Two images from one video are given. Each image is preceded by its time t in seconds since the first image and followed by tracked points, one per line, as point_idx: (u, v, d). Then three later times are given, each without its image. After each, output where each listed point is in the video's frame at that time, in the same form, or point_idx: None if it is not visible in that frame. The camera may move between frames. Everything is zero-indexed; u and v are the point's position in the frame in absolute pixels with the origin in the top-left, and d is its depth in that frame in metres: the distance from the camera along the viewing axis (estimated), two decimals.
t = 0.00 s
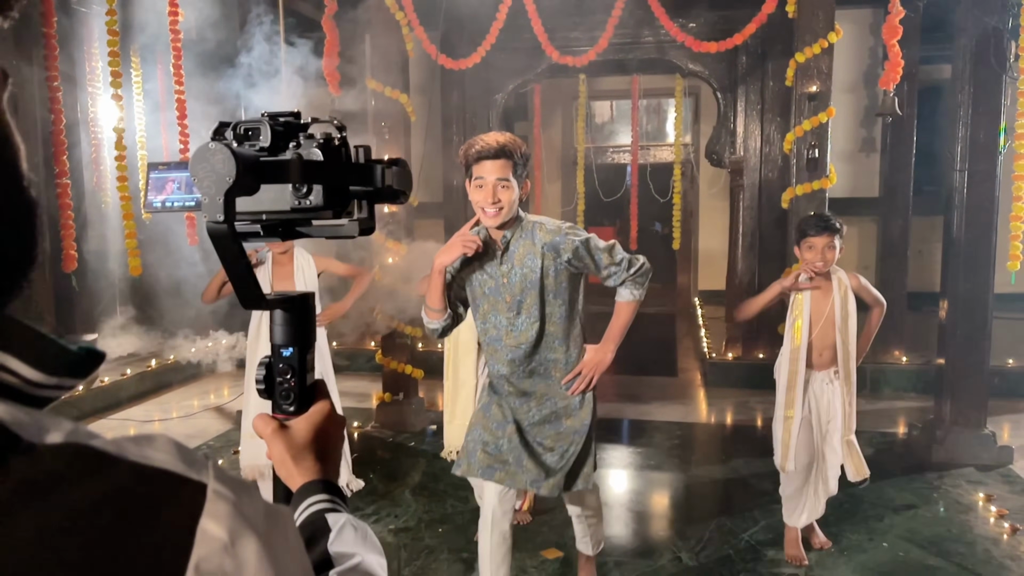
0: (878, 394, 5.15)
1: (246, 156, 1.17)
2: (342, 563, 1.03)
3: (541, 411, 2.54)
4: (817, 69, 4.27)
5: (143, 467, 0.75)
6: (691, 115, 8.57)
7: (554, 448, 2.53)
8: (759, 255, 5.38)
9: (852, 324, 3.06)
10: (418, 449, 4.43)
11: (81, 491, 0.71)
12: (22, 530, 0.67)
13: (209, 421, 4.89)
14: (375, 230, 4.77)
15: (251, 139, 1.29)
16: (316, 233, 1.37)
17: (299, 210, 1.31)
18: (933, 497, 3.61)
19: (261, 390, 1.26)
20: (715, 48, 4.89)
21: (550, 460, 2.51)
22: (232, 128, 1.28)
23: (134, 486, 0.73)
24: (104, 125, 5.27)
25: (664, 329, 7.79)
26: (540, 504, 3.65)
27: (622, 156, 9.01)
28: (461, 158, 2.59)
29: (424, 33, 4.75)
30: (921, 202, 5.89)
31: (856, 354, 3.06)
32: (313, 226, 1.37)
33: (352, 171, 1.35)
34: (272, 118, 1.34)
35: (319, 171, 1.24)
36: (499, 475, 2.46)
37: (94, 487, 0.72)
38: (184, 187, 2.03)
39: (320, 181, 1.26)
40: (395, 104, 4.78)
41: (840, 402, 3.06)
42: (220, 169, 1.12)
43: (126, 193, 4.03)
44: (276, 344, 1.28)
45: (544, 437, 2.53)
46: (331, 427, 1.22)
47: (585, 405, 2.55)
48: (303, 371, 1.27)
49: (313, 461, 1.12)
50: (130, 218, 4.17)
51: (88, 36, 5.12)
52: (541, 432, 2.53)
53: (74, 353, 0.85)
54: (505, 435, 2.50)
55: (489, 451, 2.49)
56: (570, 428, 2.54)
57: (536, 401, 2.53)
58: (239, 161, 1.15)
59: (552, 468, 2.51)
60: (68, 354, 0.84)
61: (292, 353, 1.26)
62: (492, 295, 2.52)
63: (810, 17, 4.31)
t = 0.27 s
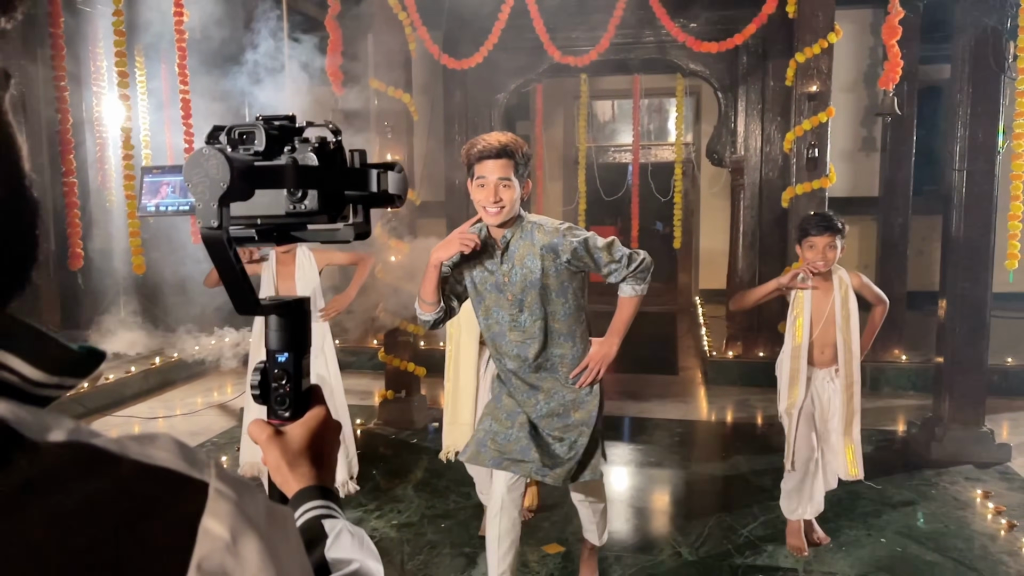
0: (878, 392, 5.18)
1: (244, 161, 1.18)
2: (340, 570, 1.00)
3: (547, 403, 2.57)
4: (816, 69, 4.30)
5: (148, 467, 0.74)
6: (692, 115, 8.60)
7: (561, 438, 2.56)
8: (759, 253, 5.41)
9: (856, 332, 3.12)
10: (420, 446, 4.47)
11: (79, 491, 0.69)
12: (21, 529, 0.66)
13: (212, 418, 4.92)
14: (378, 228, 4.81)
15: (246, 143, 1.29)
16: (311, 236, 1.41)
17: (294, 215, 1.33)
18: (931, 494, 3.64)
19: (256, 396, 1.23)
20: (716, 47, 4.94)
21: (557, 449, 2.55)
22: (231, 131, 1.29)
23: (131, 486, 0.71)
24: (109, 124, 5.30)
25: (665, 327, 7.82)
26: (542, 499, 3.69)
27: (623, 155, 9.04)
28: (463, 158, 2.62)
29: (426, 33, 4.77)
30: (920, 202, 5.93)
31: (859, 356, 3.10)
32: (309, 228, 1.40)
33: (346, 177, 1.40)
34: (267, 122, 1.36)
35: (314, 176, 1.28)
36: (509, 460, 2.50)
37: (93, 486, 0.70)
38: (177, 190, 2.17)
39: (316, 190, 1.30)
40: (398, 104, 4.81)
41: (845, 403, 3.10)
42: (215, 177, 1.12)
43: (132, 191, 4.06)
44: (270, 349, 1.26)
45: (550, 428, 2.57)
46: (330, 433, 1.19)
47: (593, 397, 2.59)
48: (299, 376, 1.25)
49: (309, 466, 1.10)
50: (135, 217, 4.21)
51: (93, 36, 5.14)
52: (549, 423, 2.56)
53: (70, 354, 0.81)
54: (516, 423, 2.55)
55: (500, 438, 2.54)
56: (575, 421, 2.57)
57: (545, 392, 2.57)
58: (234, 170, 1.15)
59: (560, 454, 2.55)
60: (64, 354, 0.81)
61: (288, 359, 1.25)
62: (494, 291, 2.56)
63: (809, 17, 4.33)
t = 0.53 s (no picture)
0: (875, 389, 5.30)
1: (218, 182, 1.12)
2: None
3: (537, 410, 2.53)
4: (814, 72, 4.41)
5: (99, 467, 0.67)
6: (695, 116, 8.73)
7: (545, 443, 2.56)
8: (760, 252, 5.53)
9: (849, 340, 3.08)
10: (428, 437, 4.61)
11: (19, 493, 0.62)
12: None
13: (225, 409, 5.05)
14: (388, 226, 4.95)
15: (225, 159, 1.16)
16: (290, 258, 1.21)
17: (274, 235, 1.17)
18: (923, 485, 3.76)
19: (231, 420, 1.08)
20: (717, 52, 5.04)
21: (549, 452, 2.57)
22: (214, 149, 1.16)
23: (80, 489, 0.64)
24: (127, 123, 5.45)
25: (667, 325, 7.95)
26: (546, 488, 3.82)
27: (627, 155, 9.17)
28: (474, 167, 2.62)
29: (436, 36, 4.90)
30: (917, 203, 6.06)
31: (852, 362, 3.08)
32: (290, 249, 1.21)
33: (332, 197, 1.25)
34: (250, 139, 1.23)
35: (297, 194, 1.12)
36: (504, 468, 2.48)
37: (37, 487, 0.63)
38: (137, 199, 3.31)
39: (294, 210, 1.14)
40: (408, 105, 4.93)
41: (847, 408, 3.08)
42: (189, 199, 1.07)
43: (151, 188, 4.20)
44: (246, 372, 1.12)
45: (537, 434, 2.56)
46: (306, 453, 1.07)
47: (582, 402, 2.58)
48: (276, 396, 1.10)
49: (283, 493, 0.98)
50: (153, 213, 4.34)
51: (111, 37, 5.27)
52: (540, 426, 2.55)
53: (29, 356, 0.83)
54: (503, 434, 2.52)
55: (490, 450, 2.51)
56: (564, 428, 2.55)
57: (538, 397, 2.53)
58: (211, 190, 1.09)
59: (542, 466, 2.56)
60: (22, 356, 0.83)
61: (263, 383, 1.11)
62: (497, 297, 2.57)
63: (808, 22, 4.45)
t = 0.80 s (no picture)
0: (869, 386, 5.48)
1: (172, 198, 1.06)
2: None
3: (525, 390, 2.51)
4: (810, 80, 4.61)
5: None
6: (699, 120, 8.91)
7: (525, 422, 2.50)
8: (759, 253, 5.72)
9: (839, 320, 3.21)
10: (438, 425, 4.82)
11: None
12: None
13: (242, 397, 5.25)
14: (402, 224, 5.15)
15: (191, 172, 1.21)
16: (255, 275, 1.19)
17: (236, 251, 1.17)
18: (909, 474, 3.96)
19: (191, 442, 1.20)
20: (719, 58, 5.21)
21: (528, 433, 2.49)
22: (164, 161, 1.20)
23: None
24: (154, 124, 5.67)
25: (670, 324, 8.14)
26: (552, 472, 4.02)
27: (632, 158, 9.36)
28: (477, 146, 2.55)
29: (449, 42, 5.11)
30: (913, 206, 6.24)
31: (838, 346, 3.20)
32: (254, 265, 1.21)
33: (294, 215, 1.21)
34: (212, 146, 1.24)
35: (254, 211, 1.13)
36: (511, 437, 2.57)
37: None
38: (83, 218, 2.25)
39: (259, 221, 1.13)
40: (421, 108, 5.15)
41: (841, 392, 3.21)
42: (141, 215, 1.01)
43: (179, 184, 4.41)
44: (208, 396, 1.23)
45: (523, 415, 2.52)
46: (270, 482, 1.17)
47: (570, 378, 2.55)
48: (236, 424, 1.22)
49: (234, 520, 1.09)
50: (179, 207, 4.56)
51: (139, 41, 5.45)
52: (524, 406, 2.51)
53: None
54: (499, 411, 2.55)
55: (491, 426, 2.57)
56: (545, 407, 2.48)
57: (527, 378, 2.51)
58: (162, 206, 1.03)
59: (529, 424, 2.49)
60: None
61: (224, 408, 1.21)
62: (498, 275, 2.48)
63: (805, 31, 4.64)
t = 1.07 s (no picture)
0: (863, 382, 5.59)
1: (140, 207, 0.95)
2: None
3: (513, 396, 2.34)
4: (807, 82, 4.75)
5: None
6: (699, 120, 9.02)
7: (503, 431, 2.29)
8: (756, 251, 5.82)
9: (833, 323, 3.01)
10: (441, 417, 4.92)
11: None
12: None
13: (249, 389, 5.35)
14: (406, 221, 5.26)
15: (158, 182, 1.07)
16: (229, 287, 1.09)
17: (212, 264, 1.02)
18: (900, 468, 4.07)
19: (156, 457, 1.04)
20: (717, 61, 5.30)
21: (506, 446, 2.27)
22: (133, 170, 1.07)
23: None
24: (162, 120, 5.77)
25: (668, 321, 8.25)
26: (551, 465, 4.12)
27: (633, 157, 9.46)
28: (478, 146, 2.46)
29: (453, 43, 5.21)
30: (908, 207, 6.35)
31: (834, 351, 2.99)
32: (226, 280, 1.09)
33: (271, 224, 1.11)
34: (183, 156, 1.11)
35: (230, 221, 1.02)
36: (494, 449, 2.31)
37: None
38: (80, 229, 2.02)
39: (232, 233, 1.03)
40: (424, 107, 5.25)
41: (842, 404, 2.97)
42: (104, 226, 0.90)
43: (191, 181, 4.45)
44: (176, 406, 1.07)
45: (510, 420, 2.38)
46: (241, 503, 1.07)
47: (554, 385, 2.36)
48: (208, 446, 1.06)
49: (199, 545, 0.98)
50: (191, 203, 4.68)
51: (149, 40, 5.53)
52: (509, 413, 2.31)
53: None
54: (489, 415, 2.40)
55: (480, 430, 2.44)
56: (527, 415, 2.29)
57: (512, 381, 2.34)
58: (127, 215, 0.92)
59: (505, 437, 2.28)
60: None
61: (193, 425, 1.05)
62: (494, 272, 2.34)
63: (802, 34, 4.75)
